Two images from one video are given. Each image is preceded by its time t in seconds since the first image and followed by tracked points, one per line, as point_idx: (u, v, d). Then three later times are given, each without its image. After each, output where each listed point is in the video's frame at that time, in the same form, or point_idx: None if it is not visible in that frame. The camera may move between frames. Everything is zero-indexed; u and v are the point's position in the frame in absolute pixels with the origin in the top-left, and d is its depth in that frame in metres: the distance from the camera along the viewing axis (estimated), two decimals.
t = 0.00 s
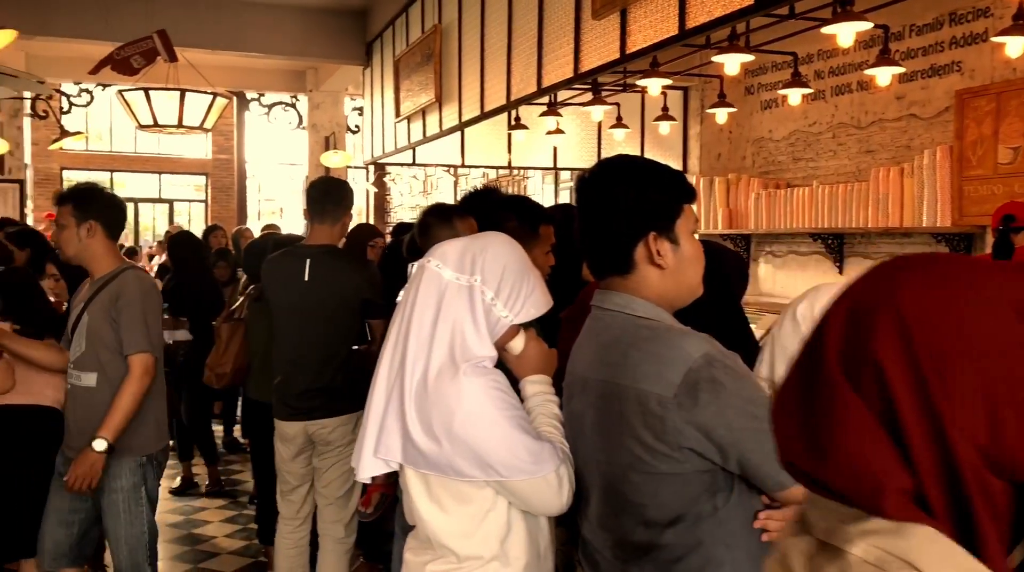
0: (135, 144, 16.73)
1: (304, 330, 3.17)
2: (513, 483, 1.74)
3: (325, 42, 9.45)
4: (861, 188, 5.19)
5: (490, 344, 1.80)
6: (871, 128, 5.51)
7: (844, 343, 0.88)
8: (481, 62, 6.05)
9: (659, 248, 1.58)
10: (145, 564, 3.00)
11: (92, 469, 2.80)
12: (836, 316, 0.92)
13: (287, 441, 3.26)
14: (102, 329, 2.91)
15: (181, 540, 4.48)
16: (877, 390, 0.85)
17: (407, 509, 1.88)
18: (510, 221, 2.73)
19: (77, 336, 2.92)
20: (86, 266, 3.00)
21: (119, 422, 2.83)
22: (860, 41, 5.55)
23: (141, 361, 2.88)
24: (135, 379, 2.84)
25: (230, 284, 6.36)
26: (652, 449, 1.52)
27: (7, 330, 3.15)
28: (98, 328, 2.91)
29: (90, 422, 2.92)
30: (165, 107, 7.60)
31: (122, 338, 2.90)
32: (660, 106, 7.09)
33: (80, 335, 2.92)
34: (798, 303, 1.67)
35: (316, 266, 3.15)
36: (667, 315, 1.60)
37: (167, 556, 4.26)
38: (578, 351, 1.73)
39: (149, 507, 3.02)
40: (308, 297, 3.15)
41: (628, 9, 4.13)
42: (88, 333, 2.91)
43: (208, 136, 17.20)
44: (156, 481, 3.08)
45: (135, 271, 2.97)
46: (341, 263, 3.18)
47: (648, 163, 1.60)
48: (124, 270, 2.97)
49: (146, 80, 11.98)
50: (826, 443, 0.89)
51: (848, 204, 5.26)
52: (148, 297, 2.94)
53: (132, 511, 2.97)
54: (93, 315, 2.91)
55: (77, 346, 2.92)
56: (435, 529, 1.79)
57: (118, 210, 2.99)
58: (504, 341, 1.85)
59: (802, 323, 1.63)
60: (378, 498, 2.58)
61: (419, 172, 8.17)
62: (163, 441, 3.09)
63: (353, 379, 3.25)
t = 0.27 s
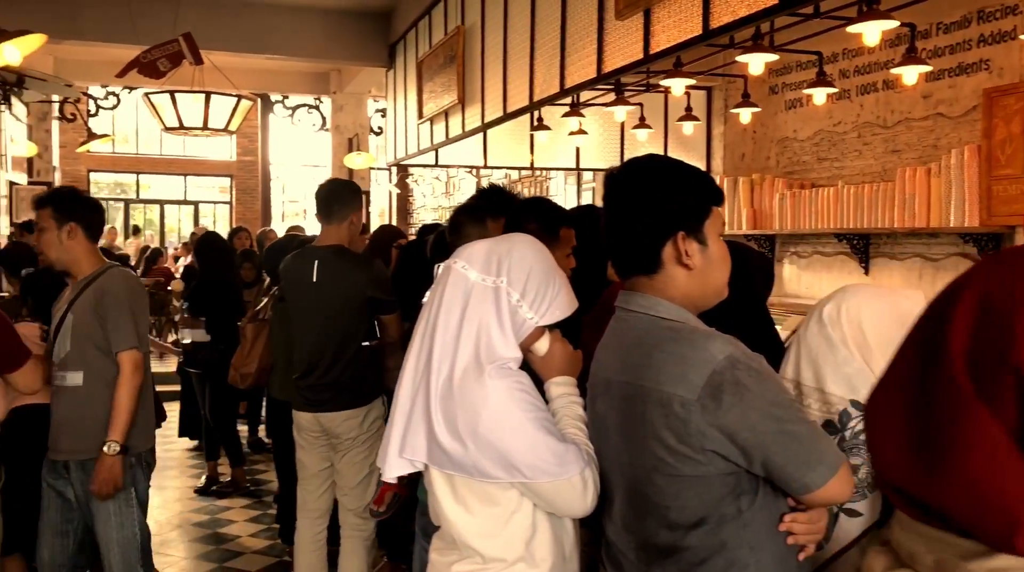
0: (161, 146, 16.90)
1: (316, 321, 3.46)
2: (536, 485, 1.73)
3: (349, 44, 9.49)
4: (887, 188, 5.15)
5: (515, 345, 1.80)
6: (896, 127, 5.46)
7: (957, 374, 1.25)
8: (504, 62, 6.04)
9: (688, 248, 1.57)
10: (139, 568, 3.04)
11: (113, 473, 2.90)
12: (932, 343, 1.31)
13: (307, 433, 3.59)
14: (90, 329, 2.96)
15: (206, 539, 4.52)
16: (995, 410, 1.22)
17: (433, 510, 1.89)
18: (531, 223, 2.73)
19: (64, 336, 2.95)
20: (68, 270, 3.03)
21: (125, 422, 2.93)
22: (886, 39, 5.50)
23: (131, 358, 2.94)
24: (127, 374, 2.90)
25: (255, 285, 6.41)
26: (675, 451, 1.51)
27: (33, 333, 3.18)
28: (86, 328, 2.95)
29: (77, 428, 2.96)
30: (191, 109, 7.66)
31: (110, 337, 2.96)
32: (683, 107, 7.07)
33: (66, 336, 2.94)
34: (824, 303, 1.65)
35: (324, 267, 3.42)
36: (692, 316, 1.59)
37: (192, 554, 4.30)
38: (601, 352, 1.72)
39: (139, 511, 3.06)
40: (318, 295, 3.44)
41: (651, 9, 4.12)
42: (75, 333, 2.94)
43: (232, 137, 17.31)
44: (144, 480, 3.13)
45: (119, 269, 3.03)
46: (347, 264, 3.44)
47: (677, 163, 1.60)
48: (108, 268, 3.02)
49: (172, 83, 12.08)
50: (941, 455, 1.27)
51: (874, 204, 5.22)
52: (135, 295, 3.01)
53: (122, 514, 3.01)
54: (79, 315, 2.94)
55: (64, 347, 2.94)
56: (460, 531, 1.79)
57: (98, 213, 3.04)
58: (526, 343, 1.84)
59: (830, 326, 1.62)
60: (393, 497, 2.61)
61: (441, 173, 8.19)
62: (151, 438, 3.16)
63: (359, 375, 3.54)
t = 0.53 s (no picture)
0: (185, 148, 17.05)
1: (330, 316, 3.51)
2: (557, 487, 1.73)
3: (371, 46, 9.52)
4: (912, 188, 5.10)
5: (537, 346, 1.80)
6: (922, 127, 5.42)
7: None
8: (526, 63, 6.05)
9: (713, 249, 1.56)
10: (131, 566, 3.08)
11: (138, 464, 2.98)
12: None
13: (320, 428, 3.63)
14: (84, 328, 3.00)
15: (230, 538, 4.56)
16: None
17: (456, 511, 1.90)
18: (552, 225, 2.72)
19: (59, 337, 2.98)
20: (52, 274, 3.04)
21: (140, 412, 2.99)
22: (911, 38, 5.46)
23: (132, 349, 2.99)
24: (129, 368, 2.95)
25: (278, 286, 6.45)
26: (699, 452, 1.51)
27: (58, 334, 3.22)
28: (80, 326, 2.99)
29: (80, 428, 2.99)
30: (215, 112, 7.71)
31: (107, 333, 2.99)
32: (706, 107, 7.05)
33: (61, 336, 2.98)
34: (851, 303, 1.64)
35: (337, 265, 3.51)
36: (715, 317, 1.58)
37: (216, 553, 4.34)
38: (624, 353, 1.72)
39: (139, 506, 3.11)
40: (331, 292, 3.51)
41: (674, 9, 4.11)
42: (70, 333, 2.98)
43: (255, 139, 17.44)
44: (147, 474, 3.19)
45: (105, 265, 3.06)
46: (358, 261, 3.52)
47: (701, 162, 1.59)
48: (94, 266, 3.06)
49: (195, 85, 12.18)
50: None
51: (899, 204, 5.18)
52: (126, 289, 3.05)
53: (121, 509, 3.06)
54: (71, 314, 2.97)
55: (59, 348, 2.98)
56: (484, 532, 1.81)
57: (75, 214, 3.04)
58: (548, 346, 1.83)
59: (857, 326, 1.60)
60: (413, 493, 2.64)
61: (463, 174, 8.21)
62: (153, 430, 3.23)
63: (368, 372, 3.56)
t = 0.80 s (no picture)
0: (208, 149, 17.19)
1: (349, 312, 3.56)
2: (578, 488, 1.74)
3: (392, 47, 9.55)
4: (936, 188, 5.06)
5: (558, 346, 1.80)
6: (946, 126, 5.37)
7: None
8: (547, 64, 6.05)
9: (736, 248, 1.56)
10: (153, 563, 3.14)
11: (123, 460, 2.99)
12: None
13: (341, 427, 3.64)
14: (88, 327, 3.02)
15: (253, 536, 4.59)
16: None
17: (476, 512, 1.90)
18: (575, 223, 2.71)
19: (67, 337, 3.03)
20: (58, 275, 3.07)
21: (134, 408, 2.99)
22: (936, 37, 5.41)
23: (132, 346, 2.99)
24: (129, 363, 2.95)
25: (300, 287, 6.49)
26: (722, 453, 1.50)
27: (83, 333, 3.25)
28: (84, 325, 3.02)
29: (88, 425, 3.05)
30: (237, 114, 7.76)
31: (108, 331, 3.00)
32: (727, 107, 7.02)
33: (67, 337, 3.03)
34: (876, 304, 1.63)
35: (354, 263, 3.57)
36: (738, 317, 1.58)
37: (239, 552, 4.37)
38: (645, 353, 1.72)
39: (156, 500, 3.16)
40: (349, 289, 3.55)
41: (695, 8, 4.09)
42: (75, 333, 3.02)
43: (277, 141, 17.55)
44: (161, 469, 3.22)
45: (106, 264, 3.08)
46: (375, 259, 3.58)
47: (723, 161, 1.59)
48: (96, 265, 3.07)
49: (218, 87, 12.27)
50: None
51: (923, 204, 5.14)
52: (126, 286, 3.05)
53: (140, 505, 3.12)
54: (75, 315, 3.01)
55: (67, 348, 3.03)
56: (503, 533, 1.81)
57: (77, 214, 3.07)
58: (568, 346, 1.83)
59: (883, 327, 1.59)
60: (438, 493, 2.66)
61: (483, 174, 8.23)
62: (166, 427, 3.23)
63: (384, 367, 3.58)
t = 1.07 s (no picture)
0: (230, 151, 17.31)
1: (369, 311, 3.58)
2: (597, 489, 1.73)
3: (413, 49, 9.58)
4: (960, 189, 5.01)
5: (578, 347, 1.80)
6: (972, 126, 5.32)
7: None
8: (568, 65, 6.04)
9: (759, 250, 1.55)
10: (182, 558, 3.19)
11: (133, 461, 3.01)
12: None
13: (365, 426, 3.66)
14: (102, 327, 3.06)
15: (276, 536, 4.62)
16: None
17: (494, 512, 1.91)
18: (597, 222, 2.71)
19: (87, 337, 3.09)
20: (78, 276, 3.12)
21: (142, 408, 2.99)
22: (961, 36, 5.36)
23: (140, 345, 2.99)
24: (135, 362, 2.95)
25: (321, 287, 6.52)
26: (745, 455, 1.50)
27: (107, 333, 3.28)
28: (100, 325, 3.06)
29: (105, 423, 3.10)
30: (260, 115, 7.82)
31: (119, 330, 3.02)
32: (749, 107, 6.99)
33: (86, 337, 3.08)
34: (902, 305, 1.62)
35: (373, 264, 3.61)
36: (761, 319, 1.57)
37: (261, 550, 4.40)
38: (667, 355, 1.71)
39: (177, 497, 3.20)
40: (368, 289, 3.59)
41: (718, 8, 4.08)
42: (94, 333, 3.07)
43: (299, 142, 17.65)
44: (179, 467, 3.24)
45: (119, 263, 3.10)
46: (393, 260, 3.62)
47: (747, 162, 1.58)
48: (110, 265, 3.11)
49: (241, 89, 12.36)
50: None
51: (948, 205, 5.09)
52: (134, 284, 3.06)
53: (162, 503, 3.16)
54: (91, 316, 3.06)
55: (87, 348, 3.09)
56: (522, 534, 1.81)
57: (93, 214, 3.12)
58: (589, 347, 1.83)
59: (909, 328, 1.58)
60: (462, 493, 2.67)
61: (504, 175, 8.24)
62: (181, 425, 3.22)
63: (403, 364, 3.59)
